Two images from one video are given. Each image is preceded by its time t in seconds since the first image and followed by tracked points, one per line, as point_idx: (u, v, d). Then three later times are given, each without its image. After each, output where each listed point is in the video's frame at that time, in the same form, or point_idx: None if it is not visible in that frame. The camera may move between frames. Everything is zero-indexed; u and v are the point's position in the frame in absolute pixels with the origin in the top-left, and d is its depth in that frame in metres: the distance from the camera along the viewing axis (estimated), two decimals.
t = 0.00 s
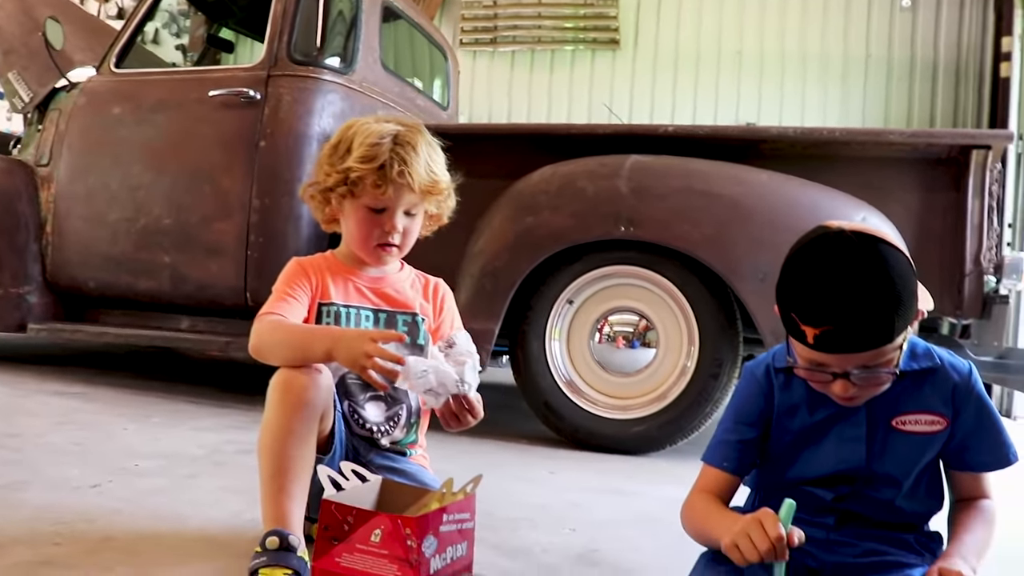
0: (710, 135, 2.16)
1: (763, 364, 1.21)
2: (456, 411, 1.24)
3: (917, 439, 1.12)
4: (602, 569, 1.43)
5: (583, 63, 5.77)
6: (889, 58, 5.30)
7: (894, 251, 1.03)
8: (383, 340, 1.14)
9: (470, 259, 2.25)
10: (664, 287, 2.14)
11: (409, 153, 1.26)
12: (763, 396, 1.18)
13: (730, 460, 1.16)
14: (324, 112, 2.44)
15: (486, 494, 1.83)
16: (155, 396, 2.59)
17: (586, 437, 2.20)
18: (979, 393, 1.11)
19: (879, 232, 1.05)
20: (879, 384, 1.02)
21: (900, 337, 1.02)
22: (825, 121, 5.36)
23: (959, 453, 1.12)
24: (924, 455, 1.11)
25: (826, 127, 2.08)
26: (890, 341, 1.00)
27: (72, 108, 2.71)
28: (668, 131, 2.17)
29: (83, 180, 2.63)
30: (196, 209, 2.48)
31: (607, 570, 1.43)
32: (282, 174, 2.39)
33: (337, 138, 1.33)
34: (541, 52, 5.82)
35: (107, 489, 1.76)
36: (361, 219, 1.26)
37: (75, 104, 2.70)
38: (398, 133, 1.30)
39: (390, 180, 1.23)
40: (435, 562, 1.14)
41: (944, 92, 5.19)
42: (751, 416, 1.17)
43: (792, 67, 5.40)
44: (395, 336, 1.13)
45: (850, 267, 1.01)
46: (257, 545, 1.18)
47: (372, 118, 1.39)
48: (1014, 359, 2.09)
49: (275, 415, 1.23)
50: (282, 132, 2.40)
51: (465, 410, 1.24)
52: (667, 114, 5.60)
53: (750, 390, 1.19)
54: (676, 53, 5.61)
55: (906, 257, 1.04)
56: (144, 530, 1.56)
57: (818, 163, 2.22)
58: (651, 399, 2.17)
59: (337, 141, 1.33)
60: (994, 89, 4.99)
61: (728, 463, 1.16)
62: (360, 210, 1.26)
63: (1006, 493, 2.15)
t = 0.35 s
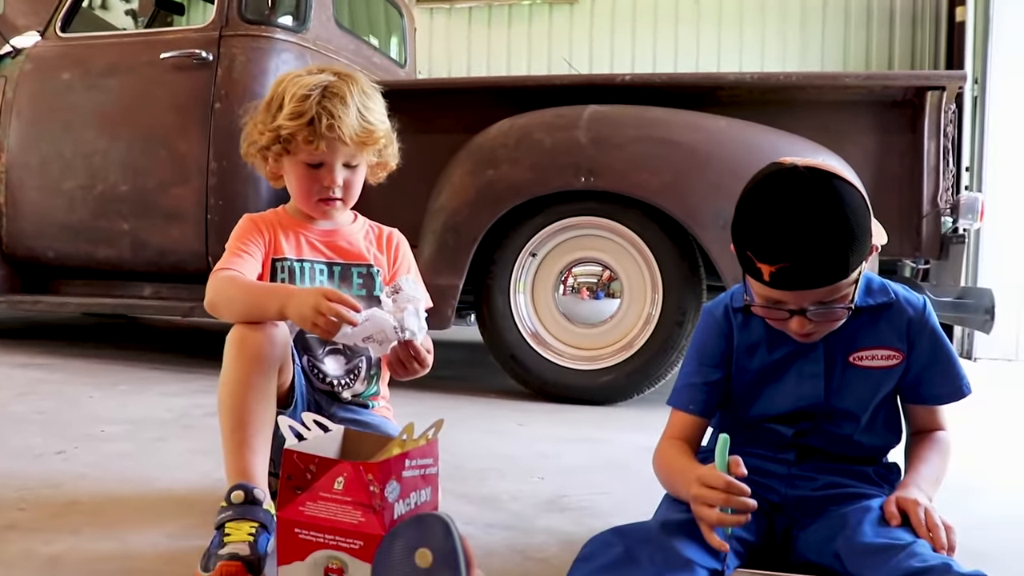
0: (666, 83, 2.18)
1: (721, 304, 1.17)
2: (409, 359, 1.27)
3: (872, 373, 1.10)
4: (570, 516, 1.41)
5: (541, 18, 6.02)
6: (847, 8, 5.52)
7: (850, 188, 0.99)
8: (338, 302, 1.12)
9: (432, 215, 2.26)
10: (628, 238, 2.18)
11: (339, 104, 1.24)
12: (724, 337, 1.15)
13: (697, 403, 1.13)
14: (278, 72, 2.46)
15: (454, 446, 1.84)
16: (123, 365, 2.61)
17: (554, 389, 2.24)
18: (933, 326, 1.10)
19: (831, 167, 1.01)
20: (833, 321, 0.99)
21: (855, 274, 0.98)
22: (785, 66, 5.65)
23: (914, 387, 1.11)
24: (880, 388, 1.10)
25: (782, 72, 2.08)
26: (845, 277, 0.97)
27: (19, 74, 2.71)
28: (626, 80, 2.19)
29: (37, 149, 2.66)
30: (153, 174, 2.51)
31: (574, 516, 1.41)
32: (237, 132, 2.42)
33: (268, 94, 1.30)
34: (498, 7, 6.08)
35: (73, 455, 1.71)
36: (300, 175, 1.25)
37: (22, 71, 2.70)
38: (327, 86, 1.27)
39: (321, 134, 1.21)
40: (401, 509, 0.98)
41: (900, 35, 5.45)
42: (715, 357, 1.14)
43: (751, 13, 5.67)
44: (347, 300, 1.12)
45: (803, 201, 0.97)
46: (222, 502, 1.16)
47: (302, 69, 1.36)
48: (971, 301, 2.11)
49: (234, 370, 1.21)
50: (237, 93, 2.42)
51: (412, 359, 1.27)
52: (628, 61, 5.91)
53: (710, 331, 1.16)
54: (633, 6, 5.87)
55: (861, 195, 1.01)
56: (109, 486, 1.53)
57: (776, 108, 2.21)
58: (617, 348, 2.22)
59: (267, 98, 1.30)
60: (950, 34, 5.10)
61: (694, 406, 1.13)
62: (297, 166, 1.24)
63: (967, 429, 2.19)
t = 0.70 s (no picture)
0: (672, 80, 2.17)
1: (725, 297, 1.17)
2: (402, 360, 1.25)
3: (876, 372, 1.09)
4: (573, 512, 1.41)
5: (547, 14, 6.03)
6: (855, 6, 5.51)
7: (856, 184, 0.98)
8: (332, 296, 1.11)
9: (437, 210, 2.26)
10: (633, 235, 2.18)
11: (344, 104, 1.23)
12: (728, 329, 1.15)
13: (701, 394, 1.12)
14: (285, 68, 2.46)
15: (458, 442, 1.84)
16: (129, 360, 2.62)
17: (557, 385, 2.24)
18: (937, 325, 1.09)
19: (838, 164, 1.00)
20: (837, 316, 0.98)
21: (858, 269, 0.98)
22: (792, 62, 5.63)
23: (917, 386, 1.10)
24: (883, 386, 1.09)
25: (790, 68, 2.07)
26: (848, 273, 0.96)
27: (26, 68, 2.72)
28: (633, 76, 2.18)
29: (44, 144, 2.67)
30: (159, 169, 2.52)
31: (578, 512, 1.41)
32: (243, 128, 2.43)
33: (275, 88, 1.30)
34: (505, 4, 6.10)
35: (78, 450, 1.71)
36: (303, 172, 1.25)
37: (29, 66, 2.71)
38: (333, 84, 1.26)
39: (326, 133, 1.21)
40: (404, 503, 0.97)
41: (909, 28, 5.40)
42: (720, 349, 1.14)
43: (758, 10, 5.65)
44: (339, 295, 1.11)
45: (807, 198, 0.96)
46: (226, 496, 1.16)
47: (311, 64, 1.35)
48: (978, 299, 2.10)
49: (235, 365, 1.21)
50: (243, 88, 2.43)
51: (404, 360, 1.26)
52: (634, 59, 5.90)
53: (714, 324, 1.16)
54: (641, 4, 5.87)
55: (866, 191, 1.00)
56: (115, 480, 1.53)
57: (782, 105, 2.19)
58: (622, 345, 2.21)
59: (272, 95, 1.29)
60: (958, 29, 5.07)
61: (698, 397, 1.12)
62: (302, 163, 1.24)
63: (973, 428, 2.17)
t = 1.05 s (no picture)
0: (673, 76, 2.17)
1: (727, 286, 1.18)
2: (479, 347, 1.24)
3: (875, 367, 1.10)
4: (573, 508, 1.41)
5: (549, 10, 6.02)
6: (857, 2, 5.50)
7: (854, 178, 0.98)
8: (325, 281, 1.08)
9: (438, 206, 2.26)
10: (634, 231, 2.18)
11: (352, 100, 1.24)
12: (729, 321, 1.15)
13: (701, 381, 1.13)
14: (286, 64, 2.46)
15: (459, 438, 1.84)
16: (130, 355, 2.62)
17: (558, 381, 2.25)
18: (937, 322, 1.09)
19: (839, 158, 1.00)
20: (838, 308, 0.98)
21: (858, 261, 0.97)
22: (793, 58, 5.64)
23: (917, 381, 1.10)
24: (881, 381, 1.09)
25: (790, 65, 2.07)
26: (847, 264, 0.96)
27: (27, 64, 2.72)
28: (633, 72, 2.18)
29: (46, 139, 2.67)
30: (161, 165, 2.52)
31: (578, 508, 1.41)
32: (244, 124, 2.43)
33: (281, 83, 1.30)
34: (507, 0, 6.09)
35: (80, 445, 1.72)
36: (309, 168, 1.25)
37: (31, 62, 2.71)
38: (340, 81, 1.27)
39: (334, 130, 1.21)
40: (404, 499, 0.98)
41: (909, 35, 5.39)
42: (720, 337, 1.14)
43: (759, 6, 5.64)
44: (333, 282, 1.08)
45: (807, 190, 0.96)
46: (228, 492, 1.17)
47: (317, 59, 1.35)
48: (978, 296, 2.09)
49: (237, 362, 1.21)
50: (245, 84, 2.43)
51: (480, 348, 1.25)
52: (635, 56, 5.91)
53: (715, 313, 1.16)
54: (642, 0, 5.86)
55: (865, 184, 1.00)
56: (116, 476, 1.54)
57: (783, 102, 2.19)
58: (623, 341, 2.22)
59: (278, 90, 1.29)
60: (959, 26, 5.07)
61: (698, 384, 1.12)
62: (308, 159, 1.24)
63: (973, 425, 2.17)
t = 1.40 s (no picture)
0: (673, 78, 2.17)
1: (733, 288, 1.18)
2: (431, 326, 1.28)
3: (881, 366, 1.09)
4: (574, 510, 1.41)
5: (550, 11, 6.02)
6: (858, 3, 5.51)
7: (857, 165, 0.99)
8: (331, 288, 1.10)
9: (439, 208, 2.26)
10: (635, 232, 2.18)
11: (352, 102, 1.24)
12: (736, 320, 1.15)
13: (713, 385, 1.12)
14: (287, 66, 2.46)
15: (460, 439, 1.84)
16: (130, 357, 2.62)
17: (559, 382, 2.25)
18: (941, 323, 1.10)
19: (845, 149, 1.00)
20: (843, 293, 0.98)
21: (862, 249, 0.97)
22: (795, 60, 5.64)
23: (919, 384, 1.10)
24: (886, 379, 1.09)
25: (792, 67, 2.07)
26: (852, 249, 0.95)
27: (29, 66, 2.73)
28: (634, 74, 2.18)
29: (47, 141, 2.68)
30: (162, 166, 2.52)
31: (579, 510, 1.41)
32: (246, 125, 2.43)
33: (280, 85, 1.30)
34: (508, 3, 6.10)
35: (80, 446, 1.72)
36: (309, 170, 1.25)
37: (33, 63, 2.72)
38: (340, 82, 1.27)
39: (334, 132, 1.21)
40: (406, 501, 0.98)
41: (912, 30, 5.44)
42: (730, 338, 1.14)
43: (760, 7, 5.65)
44: (338, 289, 1.10)
45: (814, 175, 0.96)
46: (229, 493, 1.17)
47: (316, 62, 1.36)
48: (978, 298, 2.08)
49: (240, 364, 1.21)
50: (246, 86, 2.43)
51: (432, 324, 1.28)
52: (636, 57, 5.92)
53: (723, 314, 1.16)
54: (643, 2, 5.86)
55: (869, 172, 1.00)
56: (117, 477, 1.54)
57: (784, 104, 2.19)
58: (625, 343, 2.22)
59: (278, 92, 1.30)
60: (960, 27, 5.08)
61: (711, 388, 1.12)
62: (308, 161, 1.24)
63: (974, 427, 2.17)
